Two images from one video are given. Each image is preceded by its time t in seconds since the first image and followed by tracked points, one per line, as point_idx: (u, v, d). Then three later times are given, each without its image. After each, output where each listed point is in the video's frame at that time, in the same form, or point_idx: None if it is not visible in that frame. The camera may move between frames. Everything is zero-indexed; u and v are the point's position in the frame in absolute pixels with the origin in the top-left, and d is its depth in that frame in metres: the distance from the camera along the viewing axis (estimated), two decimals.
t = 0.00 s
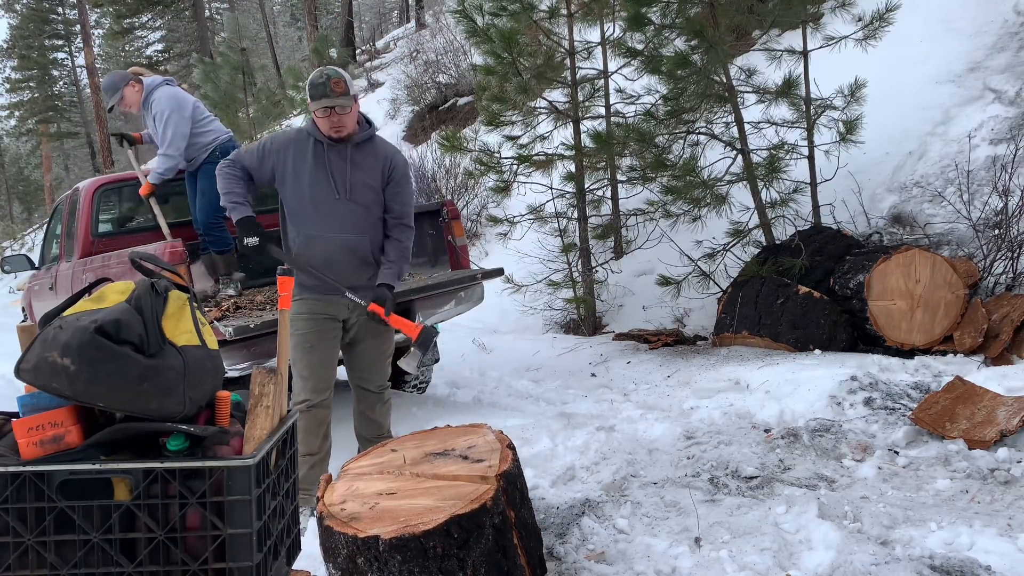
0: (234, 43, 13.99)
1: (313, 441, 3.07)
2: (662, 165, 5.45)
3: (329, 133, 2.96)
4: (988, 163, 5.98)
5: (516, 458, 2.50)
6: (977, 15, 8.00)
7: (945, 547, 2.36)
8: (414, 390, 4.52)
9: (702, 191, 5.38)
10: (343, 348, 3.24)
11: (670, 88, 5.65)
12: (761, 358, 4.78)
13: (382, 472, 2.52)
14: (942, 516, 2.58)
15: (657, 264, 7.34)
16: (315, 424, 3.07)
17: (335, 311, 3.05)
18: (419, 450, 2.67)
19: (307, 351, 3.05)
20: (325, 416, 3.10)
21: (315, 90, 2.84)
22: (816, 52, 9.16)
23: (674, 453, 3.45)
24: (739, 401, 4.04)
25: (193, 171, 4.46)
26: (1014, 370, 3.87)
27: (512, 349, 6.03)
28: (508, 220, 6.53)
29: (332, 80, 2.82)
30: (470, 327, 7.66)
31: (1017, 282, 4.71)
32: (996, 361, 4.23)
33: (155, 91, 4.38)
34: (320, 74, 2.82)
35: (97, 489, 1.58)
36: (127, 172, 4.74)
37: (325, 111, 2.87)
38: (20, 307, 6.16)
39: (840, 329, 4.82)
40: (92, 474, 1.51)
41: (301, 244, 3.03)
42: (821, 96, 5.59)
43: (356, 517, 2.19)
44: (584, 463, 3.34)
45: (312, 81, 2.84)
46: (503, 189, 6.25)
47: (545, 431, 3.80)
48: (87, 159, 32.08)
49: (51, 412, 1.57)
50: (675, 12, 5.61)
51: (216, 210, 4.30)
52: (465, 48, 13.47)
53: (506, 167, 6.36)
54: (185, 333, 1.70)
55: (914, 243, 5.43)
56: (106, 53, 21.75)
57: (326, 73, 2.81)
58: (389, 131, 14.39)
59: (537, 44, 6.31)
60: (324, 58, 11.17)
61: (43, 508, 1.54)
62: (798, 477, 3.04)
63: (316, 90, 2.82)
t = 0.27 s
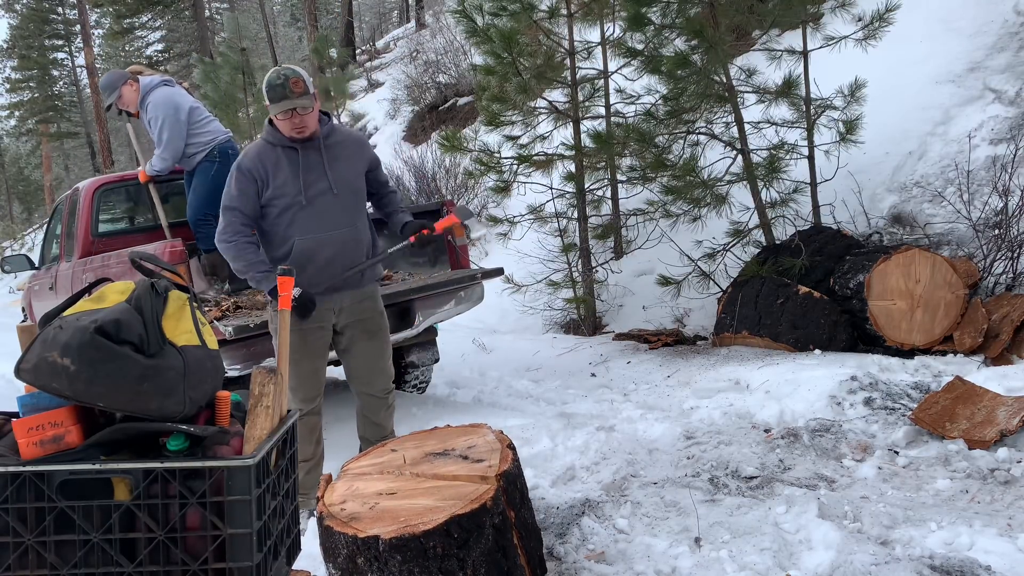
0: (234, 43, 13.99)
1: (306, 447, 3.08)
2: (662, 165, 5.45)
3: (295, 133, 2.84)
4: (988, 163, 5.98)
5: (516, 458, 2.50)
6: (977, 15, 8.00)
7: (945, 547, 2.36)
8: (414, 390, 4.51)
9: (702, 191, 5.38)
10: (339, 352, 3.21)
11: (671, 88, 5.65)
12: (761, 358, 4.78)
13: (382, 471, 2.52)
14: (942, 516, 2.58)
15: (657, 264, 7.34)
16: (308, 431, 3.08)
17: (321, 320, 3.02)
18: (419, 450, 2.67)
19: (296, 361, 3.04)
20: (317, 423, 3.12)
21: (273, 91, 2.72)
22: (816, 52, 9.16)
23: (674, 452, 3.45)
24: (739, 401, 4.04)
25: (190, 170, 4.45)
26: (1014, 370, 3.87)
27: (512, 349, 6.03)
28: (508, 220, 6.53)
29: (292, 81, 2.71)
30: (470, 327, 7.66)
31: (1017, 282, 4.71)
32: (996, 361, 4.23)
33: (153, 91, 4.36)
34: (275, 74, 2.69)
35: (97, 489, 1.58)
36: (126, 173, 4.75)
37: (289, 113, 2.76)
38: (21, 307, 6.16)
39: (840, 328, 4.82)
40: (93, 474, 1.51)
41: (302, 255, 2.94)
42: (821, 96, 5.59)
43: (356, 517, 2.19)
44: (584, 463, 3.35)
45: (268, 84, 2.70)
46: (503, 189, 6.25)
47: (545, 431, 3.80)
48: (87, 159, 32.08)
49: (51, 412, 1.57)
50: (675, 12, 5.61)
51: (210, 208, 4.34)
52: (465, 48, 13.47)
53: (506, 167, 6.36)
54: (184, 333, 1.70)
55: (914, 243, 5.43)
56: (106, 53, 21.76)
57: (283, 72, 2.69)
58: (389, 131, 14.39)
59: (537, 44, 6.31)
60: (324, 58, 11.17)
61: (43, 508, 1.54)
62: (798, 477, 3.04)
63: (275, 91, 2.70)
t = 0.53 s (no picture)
0: (234, 43, 13.99)
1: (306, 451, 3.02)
2: (662, 165, 5.45)
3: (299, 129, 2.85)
4: (988, 163, 5.98)
5: (516, 458, 2.50)
6: (977, 15, 8.00)
7: (945, 547, 2.36)
8: (414, 390, 4.51)
9: (702, 191, 5.37)
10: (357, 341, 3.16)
11: (671, 88, 5.65)
12: (761, 358, 4.78)
13: (382, 472, 2.52)
14: (942, 516, 2.58)
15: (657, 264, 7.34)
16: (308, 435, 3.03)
17: (323, 323, 2.99)
18: (418, 450, 2.67)
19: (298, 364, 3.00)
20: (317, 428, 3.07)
21: (274, 90, 2.72)
22: (816, 52, 9.16)
23: (674, 452, 3.45)
24: (739, 401, 4.04)
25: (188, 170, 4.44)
26: (1014, 370, 3.87)
27: (512, 349, 6.03)
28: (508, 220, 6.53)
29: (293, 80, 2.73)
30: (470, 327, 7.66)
31: (1017, 282, 4.71)
32: (996, 361, 4.23)
33: (150, 90, 4.38)
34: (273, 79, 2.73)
35: (97, 489, 1.58)
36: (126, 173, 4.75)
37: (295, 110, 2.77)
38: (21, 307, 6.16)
39: (840, 328, 4.82)
40: (92, 474, 1.51)
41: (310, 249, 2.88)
42: (821, 96, 5.59)
43: (356, 517, 2.19)
44: (584, 463, 3.35)
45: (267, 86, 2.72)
46: (503, 189, 6.25)
47: (545, 431, 3.80)
48: (87, 159, 32.08)
49: (51, 412, 1.57)
50: (675, 12, 5.61)
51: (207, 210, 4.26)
52: (465, 48, 13.47)
53: (506, 167, 6.36)
54: (184, 333, 1.70)
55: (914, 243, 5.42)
56: (106, 53, 21.77)
57: (284, 73, 2.70)
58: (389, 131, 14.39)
59: (537, 44, 6.31)
60: (324, 58, 11.17)
61: (43, 508, 1.54)
62: (798, 477, 3.04)
63: (276, 91, 2.71)
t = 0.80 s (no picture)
0: (234, 43, 13.98)
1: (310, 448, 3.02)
2: (662, 165, 5.44)
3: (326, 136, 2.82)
4: (988, 163, 5.98)
5: (516, 458, 2.50)
6: (977, 15, 8.00)
7: (945, 547, 2.35)
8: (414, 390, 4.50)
9: (702, 191, 5.37)
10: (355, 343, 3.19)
11: (671, 88, 5.65)
12: (761, 358, 4.78)
13: (382, 472, 2.52)
14: (942, 516, 2.58)
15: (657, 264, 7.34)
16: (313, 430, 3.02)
17: (333, 319, 2.98)
18: (419, 450, 2.67)
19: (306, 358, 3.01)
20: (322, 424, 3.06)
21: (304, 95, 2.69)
22: (815, 52, 9.16)
23: (674, 452, 3.45)
24: (739, 401, 4.04)
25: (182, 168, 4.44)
26: (1014, 369, 3.87)
27: (512, 349, 6.03)
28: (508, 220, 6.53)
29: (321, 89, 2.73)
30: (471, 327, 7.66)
31: (1017, 282, 4.71)
32: (996, 360, 4.22)
33: (149, 87, 4.39)
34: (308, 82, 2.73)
35: (97, 490, 1.58)
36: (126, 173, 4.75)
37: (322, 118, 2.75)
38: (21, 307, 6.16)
39: (840, 328, 4.82)
40: (93, 474, 1.51)
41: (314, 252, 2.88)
42: (821, 96, 5.58)
43: (356, 517, 2.19)
44: (584, 463, 3.35)
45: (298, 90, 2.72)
46: (503, 189, 6.25)
47: (545, 431, 3.80)
48: (87, 159, 32.08)
49: (51, 412, 1.57)
50: (675, 12, 5.61)
51: (202, 211, 4.27)
52: (465, 48, 13.48)
53: (506, 167, 6.36)
54: (184, 333, 1.70)
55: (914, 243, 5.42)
56: (106, 53, 21.77)
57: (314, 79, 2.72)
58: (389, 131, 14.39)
59: (537, 44, 6.31)
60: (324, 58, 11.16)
61: (43, 508, 1.54)
62: (798, 477, 3.04)
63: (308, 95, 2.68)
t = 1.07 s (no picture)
0: (234, 43, 13.98)
1: (316, 434, 3.05)
2: (662, 166, 5.45)
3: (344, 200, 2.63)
4: (988, 163, 5.98)
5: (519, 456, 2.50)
6: (976, 15, 8.00)
7: (945, 547, 2.36)
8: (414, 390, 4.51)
9: (702, 191, 5.37)
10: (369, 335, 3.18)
11: (671, 88, 5.66)
12: (761, 358, 4.78)
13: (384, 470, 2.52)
14: (942, 516, 2.58)
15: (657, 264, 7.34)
16: (319, 417, 3.05)
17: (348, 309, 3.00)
18: (424, 446, 2.66)
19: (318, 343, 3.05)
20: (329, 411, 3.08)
21: (328, 160, 2.43)
22: (815, 52, 9.16)
23: (674, 452, 3.45)
24: (739, 401, 4.04)
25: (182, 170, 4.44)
26: (1014, 370, 3.87)
27: (512, 349, 6.04)
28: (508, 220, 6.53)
29: (346, 154, 2.44)
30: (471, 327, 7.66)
31: (1017, 282, 4.71)
32: (995, 361, 4.23)
33: (145, 89, 4.37)
34: (331, 144, 2.44)
35: (97, 490, 1.58)
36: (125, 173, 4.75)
37: (342, 189, 2.50)
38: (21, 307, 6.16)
39: (840, 329, 4.82)
40: (93, 474, 1.51)
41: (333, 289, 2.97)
42: (821, 96, 5.58)
43: (356, 517, 2.18)
44: (584, 463, 3.35)
45: (321, 152, 2.44)
46: (503, 189, 6.25)
47: (545, 431, 3.80)
48: (87, 159, 32.09)
49: (50, 412, 1.57)
50: (675, 12, 5.61)
51: (201, 211, 4.28)
52: (465, 48, 13.48)
53: (506, 167, 6.37)
54: (184, 333, 1.70)
55: (914, 243, 5.42)
56: (106, 53, 21.78)
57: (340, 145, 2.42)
58: (388, 132, 14.39)
59: (537, 44, 6.30)
60: (324, 58, 11.15)
61: (43, 508, 1.54)
62: (798, 477, 3.04)
63: (329, 162, 2.42)
